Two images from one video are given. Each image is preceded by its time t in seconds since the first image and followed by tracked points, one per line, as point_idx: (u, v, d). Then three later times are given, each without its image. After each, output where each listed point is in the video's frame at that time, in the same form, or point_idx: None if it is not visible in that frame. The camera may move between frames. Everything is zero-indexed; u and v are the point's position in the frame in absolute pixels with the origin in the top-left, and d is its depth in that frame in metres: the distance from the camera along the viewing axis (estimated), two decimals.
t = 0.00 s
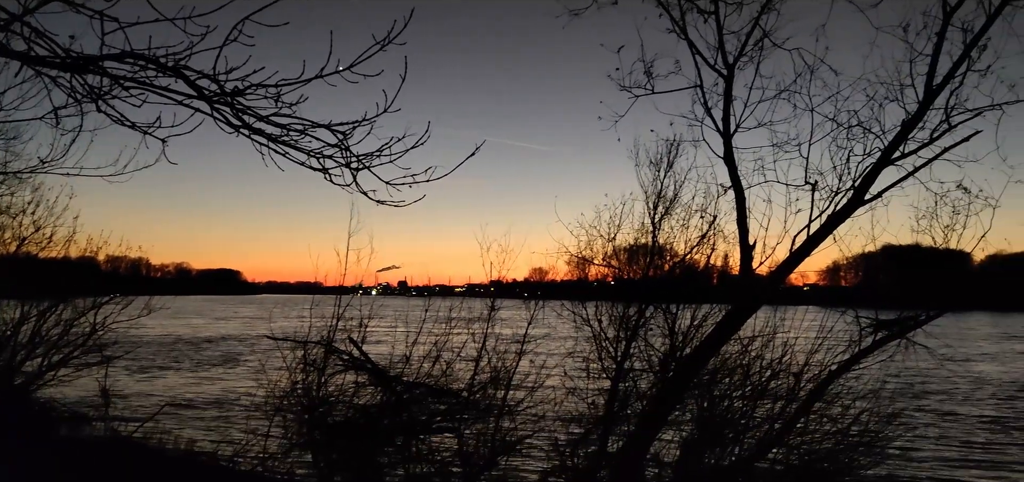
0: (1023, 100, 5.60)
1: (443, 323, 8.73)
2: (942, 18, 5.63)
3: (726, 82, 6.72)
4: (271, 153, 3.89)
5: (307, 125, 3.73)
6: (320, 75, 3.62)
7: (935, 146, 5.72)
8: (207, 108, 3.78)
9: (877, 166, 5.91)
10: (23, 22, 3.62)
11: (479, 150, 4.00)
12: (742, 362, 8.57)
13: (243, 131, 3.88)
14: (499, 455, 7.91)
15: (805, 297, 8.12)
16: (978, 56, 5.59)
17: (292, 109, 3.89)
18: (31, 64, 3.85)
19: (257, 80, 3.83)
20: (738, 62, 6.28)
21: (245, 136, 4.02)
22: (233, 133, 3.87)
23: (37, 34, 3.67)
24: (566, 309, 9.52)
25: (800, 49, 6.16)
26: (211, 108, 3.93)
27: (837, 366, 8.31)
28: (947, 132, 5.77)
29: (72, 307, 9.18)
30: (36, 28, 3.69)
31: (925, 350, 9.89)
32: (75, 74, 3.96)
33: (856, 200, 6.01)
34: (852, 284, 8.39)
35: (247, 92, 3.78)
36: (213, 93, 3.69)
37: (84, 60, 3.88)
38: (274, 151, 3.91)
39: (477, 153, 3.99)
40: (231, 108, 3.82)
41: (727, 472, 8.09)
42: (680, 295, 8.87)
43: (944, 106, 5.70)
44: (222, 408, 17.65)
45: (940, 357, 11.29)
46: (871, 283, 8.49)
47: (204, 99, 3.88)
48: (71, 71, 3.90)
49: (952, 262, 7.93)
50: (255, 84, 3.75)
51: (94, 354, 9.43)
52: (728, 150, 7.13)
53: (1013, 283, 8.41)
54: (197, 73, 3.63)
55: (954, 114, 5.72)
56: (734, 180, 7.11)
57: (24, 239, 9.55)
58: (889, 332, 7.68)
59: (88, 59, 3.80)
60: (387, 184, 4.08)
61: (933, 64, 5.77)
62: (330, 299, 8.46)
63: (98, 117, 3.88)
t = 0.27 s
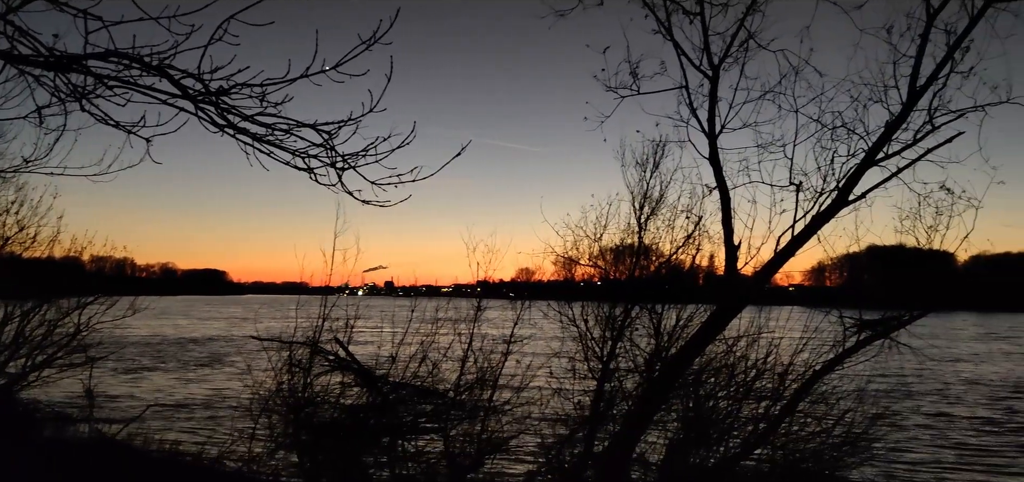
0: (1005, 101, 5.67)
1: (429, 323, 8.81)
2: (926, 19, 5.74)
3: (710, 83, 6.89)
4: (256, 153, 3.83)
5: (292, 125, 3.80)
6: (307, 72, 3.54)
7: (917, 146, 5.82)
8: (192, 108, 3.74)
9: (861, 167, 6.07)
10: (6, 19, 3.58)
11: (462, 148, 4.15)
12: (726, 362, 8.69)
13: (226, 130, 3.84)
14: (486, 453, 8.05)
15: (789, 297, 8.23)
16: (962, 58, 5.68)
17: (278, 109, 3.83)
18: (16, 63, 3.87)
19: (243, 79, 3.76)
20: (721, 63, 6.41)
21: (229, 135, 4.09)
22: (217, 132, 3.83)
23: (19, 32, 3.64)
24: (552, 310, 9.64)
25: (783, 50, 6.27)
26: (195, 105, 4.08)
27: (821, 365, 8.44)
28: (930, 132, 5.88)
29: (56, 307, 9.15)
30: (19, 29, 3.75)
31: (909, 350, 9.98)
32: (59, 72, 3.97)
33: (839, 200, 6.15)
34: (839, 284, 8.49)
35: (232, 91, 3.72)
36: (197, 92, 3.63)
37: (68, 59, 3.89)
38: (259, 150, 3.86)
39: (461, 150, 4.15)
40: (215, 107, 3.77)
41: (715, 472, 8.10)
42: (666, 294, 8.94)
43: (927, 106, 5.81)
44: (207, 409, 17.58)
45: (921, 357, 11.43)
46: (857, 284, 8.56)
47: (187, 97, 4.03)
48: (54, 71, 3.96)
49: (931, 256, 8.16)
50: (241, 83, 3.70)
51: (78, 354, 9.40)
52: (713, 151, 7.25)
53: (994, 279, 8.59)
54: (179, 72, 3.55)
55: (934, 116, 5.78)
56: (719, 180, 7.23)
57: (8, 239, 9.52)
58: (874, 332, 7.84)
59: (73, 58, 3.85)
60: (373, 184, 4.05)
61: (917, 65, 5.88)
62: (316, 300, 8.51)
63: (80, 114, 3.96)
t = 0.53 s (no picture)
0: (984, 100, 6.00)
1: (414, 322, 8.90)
2: (907, 21, 5.91)
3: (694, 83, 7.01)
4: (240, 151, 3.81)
5: (276, 123, 3.76)
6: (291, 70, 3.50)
7: (899, 145, 5.99)
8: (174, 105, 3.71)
9: (844, 167, 6.21)
10: None
11: (446, 151, 3.92)
12: (711, 361, 8.77)
13: (210, 127, 3.80)
14: (472, 452, 8.06)
15: (773, 296, 8.34)
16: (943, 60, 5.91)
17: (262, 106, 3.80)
18: None
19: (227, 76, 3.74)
20: (706, 64, 6.51)
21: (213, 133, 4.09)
22: (200, 130, 3.81)
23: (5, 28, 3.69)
24: (537, 309, 9.73)
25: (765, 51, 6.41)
26: (178, 104, 4.10)
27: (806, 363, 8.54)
28: (912, 132, 6.05)
29: (39, 307, 9.07)
30: None
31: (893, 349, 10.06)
32: (42, 69, 3.97)
33: (823, 200, 6.34)
34: (821, 283, 8.67)
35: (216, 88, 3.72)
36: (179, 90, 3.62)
37: (51, 56, 3.90)
38: (241, 148, 3.83)
39: (446, 152, 3.91)
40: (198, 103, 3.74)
41: (697, 470, 8.25)
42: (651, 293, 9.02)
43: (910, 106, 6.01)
44: (190, 409, 17.50)
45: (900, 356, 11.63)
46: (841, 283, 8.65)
47: (170, 95, 4.03)
48: (36, 67, 3.95)
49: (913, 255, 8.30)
50: (225, 81, 3.68)
51: (61, 354, 9.34)
52: (698, 151, 7.34)
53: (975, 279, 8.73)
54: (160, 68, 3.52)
55: (916, 116, 6.10)
56: (703, 179, 7.34)
57: None
58: (857, 331, 8.00)
59: (56, 56, 3.85)
60: (358, 182, 4.02)
61: (898, 66, 6.04)
62: (301, 299, 8.52)
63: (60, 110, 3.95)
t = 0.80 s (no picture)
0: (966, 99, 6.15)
1: (399, 321, 9.00)
2: (890, 21, 6.06)
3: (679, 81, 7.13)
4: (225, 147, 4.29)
5: (259, 121, 4.25)
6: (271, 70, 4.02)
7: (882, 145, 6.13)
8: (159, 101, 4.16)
9: (827, 166, 6.40)
10: None
11: (432, 148, 4.55)
12: (695, 359, 8.93)
13: (195, 125, 4.22)
14: (457, 451, 7.91)
15: (757, 294, 8.47)
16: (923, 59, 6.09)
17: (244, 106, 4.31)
18: None
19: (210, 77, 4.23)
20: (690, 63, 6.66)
21: (197, 132, 4.26)
22: (185, 128, 4.21)
23: None
24: (523, 308, 9.78)
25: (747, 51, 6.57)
26: (161, 102, 4.22)
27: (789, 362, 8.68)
28: (894, 133, 6.19)
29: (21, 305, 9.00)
30: None
31: (874, 347, 10.22)
32: (23, 66, 4.13)
33: (806, 199, 6.52)
34: (805, 282, 8.70)
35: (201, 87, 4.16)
36: (167, 88, 4.08)
37: (32, 53, 4.05)
38: (227, 145, 4.29)
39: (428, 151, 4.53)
40: (184, 101, 4.20)
41: (682, 468, 8.33)
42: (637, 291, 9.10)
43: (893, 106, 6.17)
44: (173, 407, 17.40)
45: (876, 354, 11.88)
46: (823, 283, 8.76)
47: (154, 94, 4.18)
48: (15, 64, 4.10)
49: (894, 253, 8.49)
50: (209, 80, 4.16)
51: (43, 353, 9.26)
52: (681, 150, 7.48)
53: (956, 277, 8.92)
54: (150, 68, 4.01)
55: (899, 116, 6.30)
56: (687, 177, 7.47)
57: None
58: (839, 330, 8.06)
59: (38, 53, 4.03)
60: (339, 179, 4.56)
61: (880, 66, 6.19)
62: (286, 296, 8.53)
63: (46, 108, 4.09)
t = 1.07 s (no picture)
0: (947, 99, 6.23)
1: (384, 319, 9.04)
2: (873, 21, 6.22)
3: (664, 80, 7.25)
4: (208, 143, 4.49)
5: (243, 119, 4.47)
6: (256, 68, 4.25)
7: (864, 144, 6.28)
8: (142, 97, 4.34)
9: (810, 165, 6.55)
10: None
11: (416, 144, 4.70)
12: (679, 356, 9.06)
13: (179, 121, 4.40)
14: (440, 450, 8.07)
15: (741, 292, 8.60)
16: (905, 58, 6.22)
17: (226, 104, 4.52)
18: None
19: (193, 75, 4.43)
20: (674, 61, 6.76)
21: (179, 128, 4.39)
22: (168, 124, 4.37)
23: None
24: (508, 306, 9.90)
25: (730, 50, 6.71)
26: (144, 99, 4.32)
27: (772, 360, 8.82)
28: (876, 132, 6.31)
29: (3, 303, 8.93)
30: None
31: (856, 345, 10.38)
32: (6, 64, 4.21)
33: (789, 198, 6.67)
34: (789, 280, 8.86)
35: (184, 84, 4.35)
36: (152, 85, 4.27)
37: (16, 51, 4.11)
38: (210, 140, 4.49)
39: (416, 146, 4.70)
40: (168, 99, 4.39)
41: (669, 465, 8.17)
42: (622, 290, 9.23)
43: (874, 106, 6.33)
44: (156, 407, 17.31)
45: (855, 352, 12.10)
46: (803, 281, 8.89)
47: (135, 90, 4.29)
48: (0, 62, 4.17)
49: (877, 251, 8.58)
50: (192, 78, 4.37)
51: (25, 351, 9.20)
52: (666, 149, 7.60)
53: (932, 276, 9.16)
54: (134, 64, 4.22)
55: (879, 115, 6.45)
56: (672, 176, 7.59)
57: None
58: (822, 327, 8.27)
59: (22, 50, 4.10)
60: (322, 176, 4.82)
61: (863, 65, 6.33)
62: (271, 295, 8.56)
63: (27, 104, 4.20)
